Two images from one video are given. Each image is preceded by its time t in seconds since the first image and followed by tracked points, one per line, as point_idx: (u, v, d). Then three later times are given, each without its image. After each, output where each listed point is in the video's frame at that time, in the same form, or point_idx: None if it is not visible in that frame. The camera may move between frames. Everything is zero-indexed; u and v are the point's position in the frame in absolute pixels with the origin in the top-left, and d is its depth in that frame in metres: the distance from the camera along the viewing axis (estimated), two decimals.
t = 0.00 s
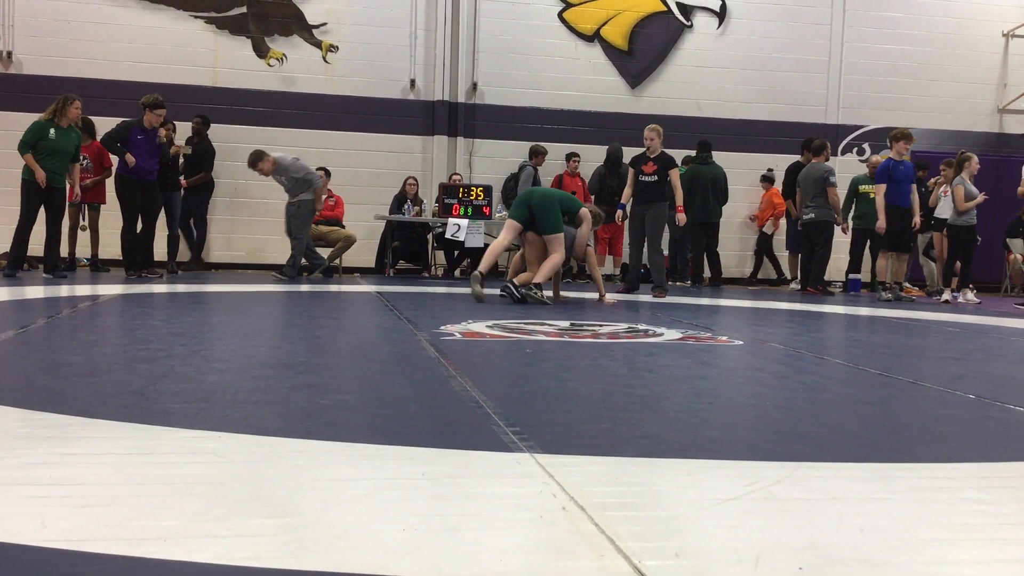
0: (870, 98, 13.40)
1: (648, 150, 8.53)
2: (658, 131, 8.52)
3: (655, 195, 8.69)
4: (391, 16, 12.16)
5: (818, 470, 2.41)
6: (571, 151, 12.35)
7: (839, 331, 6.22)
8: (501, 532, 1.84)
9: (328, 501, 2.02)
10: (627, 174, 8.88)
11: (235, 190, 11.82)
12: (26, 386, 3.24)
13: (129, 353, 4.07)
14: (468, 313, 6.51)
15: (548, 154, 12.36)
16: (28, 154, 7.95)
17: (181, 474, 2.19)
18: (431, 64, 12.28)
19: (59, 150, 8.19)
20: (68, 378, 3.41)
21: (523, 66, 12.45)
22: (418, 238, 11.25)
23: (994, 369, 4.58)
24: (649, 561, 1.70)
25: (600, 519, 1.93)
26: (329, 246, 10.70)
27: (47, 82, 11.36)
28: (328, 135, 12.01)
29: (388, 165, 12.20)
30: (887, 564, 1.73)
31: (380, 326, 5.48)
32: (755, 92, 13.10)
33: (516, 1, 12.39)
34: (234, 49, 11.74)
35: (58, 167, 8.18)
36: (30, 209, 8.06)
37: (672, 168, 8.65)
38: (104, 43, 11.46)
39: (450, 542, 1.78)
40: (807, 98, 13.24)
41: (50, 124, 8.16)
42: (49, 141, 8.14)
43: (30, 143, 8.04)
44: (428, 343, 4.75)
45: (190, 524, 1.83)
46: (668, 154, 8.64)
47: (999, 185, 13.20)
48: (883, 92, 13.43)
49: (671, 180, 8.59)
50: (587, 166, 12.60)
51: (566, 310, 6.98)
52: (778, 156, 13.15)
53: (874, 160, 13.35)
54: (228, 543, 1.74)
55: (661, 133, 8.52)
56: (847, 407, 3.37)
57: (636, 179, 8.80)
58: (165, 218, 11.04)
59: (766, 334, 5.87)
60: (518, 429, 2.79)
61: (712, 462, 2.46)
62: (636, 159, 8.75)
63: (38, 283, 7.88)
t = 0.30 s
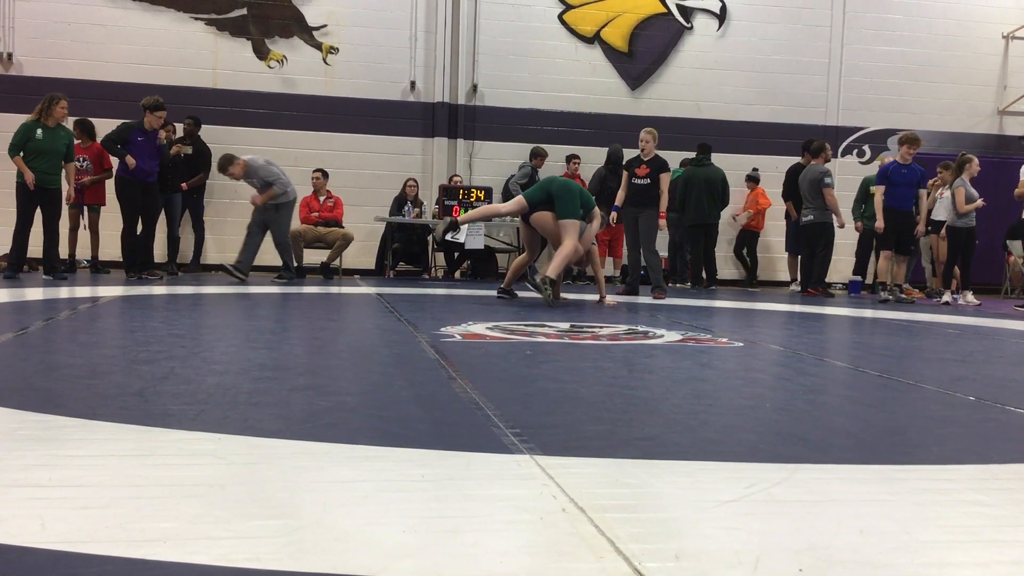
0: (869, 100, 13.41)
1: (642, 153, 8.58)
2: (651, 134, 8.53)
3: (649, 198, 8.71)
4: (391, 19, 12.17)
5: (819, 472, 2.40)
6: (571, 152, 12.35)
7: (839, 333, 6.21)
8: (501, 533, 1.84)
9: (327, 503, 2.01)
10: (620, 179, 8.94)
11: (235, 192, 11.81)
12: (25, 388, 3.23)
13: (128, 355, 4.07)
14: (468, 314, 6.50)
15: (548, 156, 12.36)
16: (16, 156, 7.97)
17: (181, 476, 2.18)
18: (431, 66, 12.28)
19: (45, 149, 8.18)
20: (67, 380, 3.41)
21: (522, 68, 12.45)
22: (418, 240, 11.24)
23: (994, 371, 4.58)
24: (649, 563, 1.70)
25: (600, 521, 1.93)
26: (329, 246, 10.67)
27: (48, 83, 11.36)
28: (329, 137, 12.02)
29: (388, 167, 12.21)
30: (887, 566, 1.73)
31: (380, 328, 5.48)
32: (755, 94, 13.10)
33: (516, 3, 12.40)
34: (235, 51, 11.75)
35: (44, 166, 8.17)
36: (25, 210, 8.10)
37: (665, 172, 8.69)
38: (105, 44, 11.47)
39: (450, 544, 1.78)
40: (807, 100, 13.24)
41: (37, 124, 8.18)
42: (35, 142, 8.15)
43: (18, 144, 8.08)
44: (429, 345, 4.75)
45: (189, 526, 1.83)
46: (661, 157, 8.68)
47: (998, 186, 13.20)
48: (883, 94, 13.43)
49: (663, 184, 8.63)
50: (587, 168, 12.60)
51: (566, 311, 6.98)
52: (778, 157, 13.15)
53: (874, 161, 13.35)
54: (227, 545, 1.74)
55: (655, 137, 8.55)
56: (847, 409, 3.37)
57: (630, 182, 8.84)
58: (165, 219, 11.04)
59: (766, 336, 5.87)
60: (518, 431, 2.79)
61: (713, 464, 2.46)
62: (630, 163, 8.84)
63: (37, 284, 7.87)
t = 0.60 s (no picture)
0: (869, 102, 13.42)
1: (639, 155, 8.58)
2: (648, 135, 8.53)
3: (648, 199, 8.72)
4: (391, 20, 12.17)
5: (819, 473, 2.40)
6: (572, 154, 12.36)
7: (839, 334, 6.21)
8: (501, 535, 1.84)
9: (328, 504, 2.01)
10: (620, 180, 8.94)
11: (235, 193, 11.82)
12: (26, 389, 3.24)
13: (128, 357, 4.07)
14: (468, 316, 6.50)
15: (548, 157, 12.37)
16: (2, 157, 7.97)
17: (182, 477, 2.18)
18: (431, 68, 12.29)
19: (32, 149, 8.15)
20: (67, 381, 3.41)
21: (523, 70, 12.46)
22: (418, 241, 11.25)
23: (995, 372, 4.58)
24: (650, 565, 1.70)
25: (600, 522, 1.93)
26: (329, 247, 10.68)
27: (48, 85, 11.37)
28: (330, 138, 12.03)
29: (388, 168, 12.21)
30: (887, 567, 1.73)
31: (381, 329, 5.48)
32: (755, 95, 13.10)
33: (517, 5, 12.41)
34: (235, 52, 11.76)
35: (33, 166, 8.15)
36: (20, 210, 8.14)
37: (665, 172, 8.68)
38: (105, 46, 11.48)
39: (450, 545, 1.78)
40: (807, 101, 13.25)
41: (23, 125, 8.18)
42: (21, 142, 8.14)
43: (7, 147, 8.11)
44: (429, 346, 4.75)
45: (189, 527, 1.83)
46: (659, 158, 8.68)
47: (998, 188, 13.20)
48: (883, 96, 13.44)
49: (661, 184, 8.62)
50: (587, 169, 12.60)
51: (565, 313, 6.98)
52: (778, 159, 13.16)
53: (874, 163, 13.35)
54: (228, 546, 1.74)
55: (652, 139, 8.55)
56: (847, 410, 3.37)
57: (629, 183, 8.84)
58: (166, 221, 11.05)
59: (767, 337, 5.87)
60: (518, 432, 2.79)
61: (713, 465, 2.46)
62: (629, 164, 8.84)
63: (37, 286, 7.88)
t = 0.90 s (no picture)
0: (870, 103, 13.42)
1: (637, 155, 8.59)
2: (644, 136, 8.55)
3: (648, 200, 8.71)
4: (391, 21, 12.17)
5: (818, 474, 2.41)
6: (571, 155, 12.36)
7: (839, 335, 6.21)
8: (501, 536, 1.84)
9: (327, 505, 2.02)
10: (621, 182, 8.92)
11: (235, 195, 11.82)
12: (28, 390, 3.25)
13: (129, 358, 4.08)
14: (469, 317, 6.51)
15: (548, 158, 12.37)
16: None
17: (182, 478, 2.19)
18: (431, 69, 12.30)
19: (23, 149, 8.16)
20: (68, 382, 3.42)
21: (523, 71, 12.47)
22: (418, 242, 11.27)
23: (994, 373, 4.58)
24: (650, 566, 1.70)
25: (600, 523, 1.93)
26: (330, 249, 10.68)
27: (49, 87, 11.38)
28: (329, 139, 12.04)
29: (388, 169, 12.22)
30: (886, 568, 1.73)
31: (381, 330, 5.49)
32: (755, 97, 13.11)
33: (517, 6, 12.42)
34: (235, 54, 11.77)
35: (24, 166, 8.14)
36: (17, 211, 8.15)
37: (665, 172, 8.68)
38: (105, 47, 11.49)
39: (450, 547, 1.78)
40: (807, 102, 13.26)
41: (15, 125, 8.21)
42: (13, 142, 8.16)
43: None
44: (429, 347, 4.75)
45: (190, 528, 1.83)
46: (659, 158, 8.68)
47: (998, 189, 13.20)
48: (883, 97, 13.44)
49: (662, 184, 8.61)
50: (587, 170, 12.61)
51: (565, 313, 6.99)
52: (778, 160, 13.16)
53: (874, 164, 13.35)
54: (228, 547, 1.74)
55: (648, 139, 8.55)
56: (847, 411, 3.37)
57: (630, 184, 8.84)
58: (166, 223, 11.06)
59: (767, 338, 5.87)
60: (518, 433, 2.80)
61: (713, 467, 2.46)
62: (629, 166, 8.81)
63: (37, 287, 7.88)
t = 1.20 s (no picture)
0: (869, 103, 13.42)
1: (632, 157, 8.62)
2: (639, 137, 8.58)
3: (647, 200, 8.72)
4: (390, 21, 12.17)
5: (817, 475, 2.41)
6: (571, 155, 12.37)
7: (839, 336, 6.21)
8: (500, 537, 1.84)
9: (327, 505, 2.02)
10: (621, 185, 8.95)
11: (235, 195, 11.83)
12: (27, 390, 3.24)
13: (128, 358, 4.07)
14: (468, 318, 6.51)
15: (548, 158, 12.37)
16: None
17: (181, 479, 2.19)
18: (430, 70, 12.31)
19: (22, 149, 8.15)
20: (67, 383, 3.42)
21: (522, 71, 12.47)
22: (418, 243, 11.29)
23: (993, 373, 4.58)
24: (649, 566, 1.70)
25: (599, 524, 1.93)
26: (329, 249, 10.69)
27: (48, 87, 11.37)
28: (328, 140, 12.04)
29: (388, 170, 12.22)
30: (885, 569, 1.73)
31: (380, 330, 5.48)
32: (754, 97, 13.11)
33: (516, 7, 12.42)
34: (234, 54, 11.77)
35: (23, 166, 8.14)
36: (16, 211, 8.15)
37: (663, 171, 8.69)
38: (105, 48, 11.48)
39: (450, 547, 1.78)
40: (807, 103, 13.26)
41: (13, 125, 8.20)
42: (12, 142, 8.15)
43: None
44: (428, 347, 4.75)
45: (189, 528, 1.83)
46: (657, 157, 8.69)
47: (997, 189, 13.21)
48: (883, 98, 13.44)
49: (661, 184, 8.62)
50: (586, 171, 12.61)
51: (565, 314, 6.98)
52: (778, 160, 13.17)
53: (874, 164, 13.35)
54: (227, 548, 1.73)
55: (642, 140, 8.59)
56: (846, 411, 3.37)
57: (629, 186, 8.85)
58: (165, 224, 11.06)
59: (767, 339, 5.87)
60: (516, 433, 2.80)
61: (712, 467, 2.46)
62: (628, 167, 8.84)
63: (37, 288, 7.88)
